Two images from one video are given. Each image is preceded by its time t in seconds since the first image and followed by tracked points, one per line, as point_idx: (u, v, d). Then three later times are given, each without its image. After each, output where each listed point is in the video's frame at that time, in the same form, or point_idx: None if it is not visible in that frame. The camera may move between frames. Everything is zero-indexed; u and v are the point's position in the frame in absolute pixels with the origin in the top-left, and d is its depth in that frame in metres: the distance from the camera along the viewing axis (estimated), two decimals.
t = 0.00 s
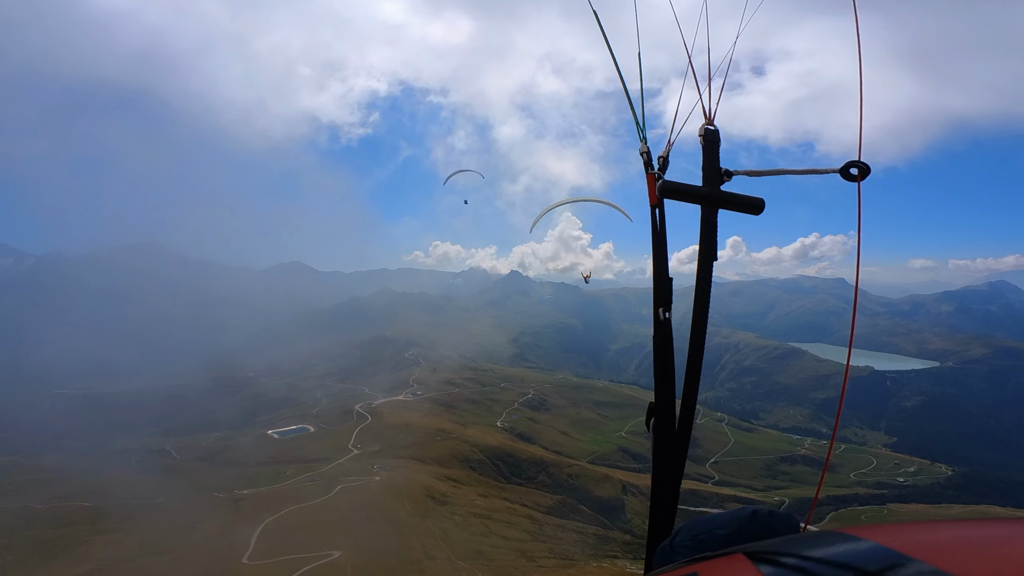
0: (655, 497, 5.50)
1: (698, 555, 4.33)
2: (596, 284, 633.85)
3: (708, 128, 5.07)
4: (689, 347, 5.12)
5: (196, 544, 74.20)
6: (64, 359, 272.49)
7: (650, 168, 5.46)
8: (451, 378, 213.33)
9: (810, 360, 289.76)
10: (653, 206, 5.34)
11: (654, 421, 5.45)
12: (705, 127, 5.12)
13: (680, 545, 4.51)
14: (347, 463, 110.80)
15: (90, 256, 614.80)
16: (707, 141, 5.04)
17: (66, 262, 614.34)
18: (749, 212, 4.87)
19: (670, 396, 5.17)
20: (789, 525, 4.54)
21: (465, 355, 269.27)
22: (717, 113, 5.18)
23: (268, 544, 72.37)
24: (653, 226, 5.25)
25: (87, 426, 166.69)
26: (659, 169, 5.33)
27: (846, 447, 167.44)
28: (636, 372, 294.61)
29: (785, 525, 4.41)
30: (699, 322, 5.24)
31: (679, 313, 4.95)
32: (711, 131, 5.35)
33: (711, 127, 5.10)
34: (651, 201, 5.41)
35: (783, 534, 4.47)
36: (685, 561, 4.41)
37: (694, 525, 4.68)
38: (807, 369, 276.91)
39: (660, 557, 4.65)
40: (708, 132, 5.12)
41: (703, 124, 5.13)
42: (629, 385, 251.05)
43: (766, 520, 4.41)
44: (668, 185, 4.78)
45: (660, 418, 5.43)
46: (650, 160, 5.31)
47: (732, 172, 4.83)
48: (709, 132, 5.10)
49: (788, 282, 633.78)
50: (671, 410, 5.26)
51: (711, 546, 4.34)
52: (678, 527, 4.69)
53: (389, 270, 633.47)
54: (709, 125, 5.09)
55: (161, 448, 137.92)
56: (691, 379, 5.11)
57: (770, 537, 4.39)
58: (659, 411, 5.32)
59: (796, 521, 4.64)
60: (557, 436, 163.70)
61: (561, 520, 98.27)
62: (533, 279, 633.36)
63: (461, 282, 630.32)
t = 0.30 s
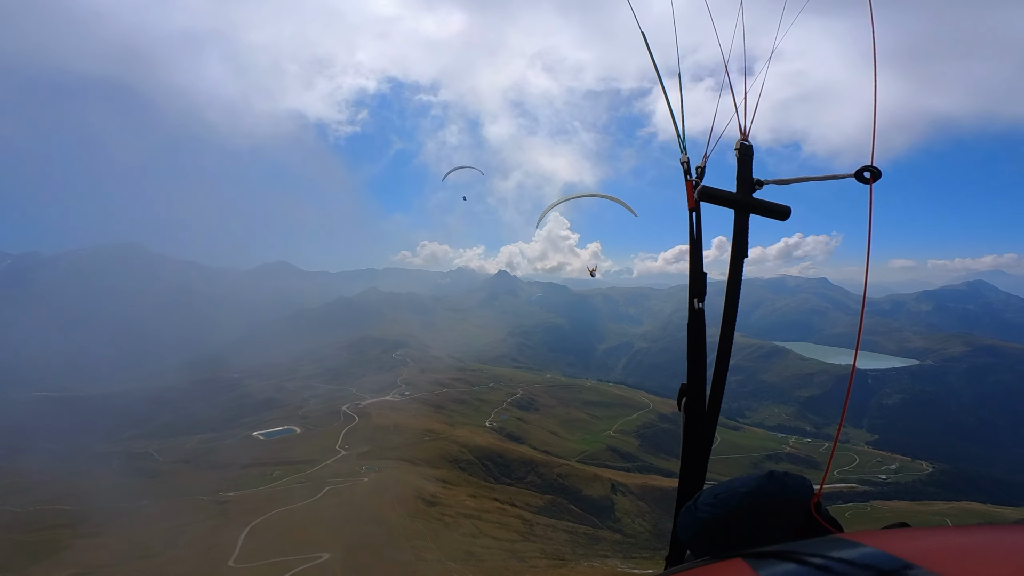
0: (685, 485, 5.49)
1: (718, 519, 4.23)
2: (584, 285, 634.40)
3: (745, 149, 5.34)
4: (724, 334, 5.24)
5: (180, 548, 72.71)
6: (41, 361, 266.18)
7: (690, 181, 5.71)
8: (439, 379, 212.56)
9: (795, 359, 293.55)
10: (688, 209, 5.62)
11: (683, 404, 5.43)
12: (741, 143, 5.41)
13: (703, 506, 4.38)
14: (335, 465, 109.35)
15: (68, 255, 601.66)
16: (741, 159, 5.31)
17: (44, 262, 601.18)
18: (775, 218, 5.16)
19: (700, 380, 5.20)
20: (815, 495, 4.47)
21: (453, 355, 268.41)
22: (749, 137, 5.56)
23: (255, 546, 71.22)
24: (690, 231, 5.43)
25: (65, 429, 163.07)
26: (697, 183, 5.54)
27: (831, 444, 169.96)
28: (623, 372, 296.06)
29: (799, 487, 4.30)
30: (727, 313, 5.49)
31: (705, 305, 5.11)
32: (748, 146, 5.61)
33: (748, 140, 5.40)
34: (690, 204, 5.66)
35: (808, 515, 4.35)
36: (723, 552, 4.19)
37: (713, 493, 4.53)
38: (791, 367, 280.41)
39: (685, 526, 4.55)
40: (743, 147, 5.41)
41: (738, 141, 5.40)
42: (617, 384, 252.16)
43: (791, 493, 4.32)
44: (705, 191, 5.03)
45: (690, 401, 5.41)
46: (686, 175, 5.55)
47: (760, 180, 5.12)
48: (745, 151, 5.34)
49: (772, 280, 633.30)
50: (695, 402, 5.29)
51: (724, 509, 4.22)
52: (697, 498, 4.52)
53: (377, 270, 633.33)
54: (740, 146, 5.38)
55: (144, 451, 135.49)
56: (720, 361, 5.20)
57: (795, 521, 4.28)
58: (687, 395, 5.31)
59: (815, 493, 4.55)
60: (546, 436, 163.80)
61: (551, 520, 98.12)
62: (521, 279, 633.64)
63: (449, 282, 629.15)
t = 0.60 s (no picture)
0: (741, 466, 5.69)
1: (773, 489, 4.45)
2: (572, 286, 634.19)
3: (801, 171, 5.13)
4: (779, 342, 5.18)
5: (164, 551, 71.27)
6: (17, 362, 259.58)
7: (746, 201, 5.43)
8: (428, 380, 211.23)
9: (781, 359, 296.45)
10: (749, 226, 5.25)
11: (739, 394, 5.51)
12: (797, 169, 5.19)
13: (756, 478, 4.58)
14: (324, 467, 108.05)
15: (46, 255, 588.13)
16: (800, 184, 5.12)
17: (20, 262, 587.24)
18: (822, 237, 5.09)
19: (754, 377, 5.34)
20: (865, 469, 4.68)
21: (442, 356, 267.07)
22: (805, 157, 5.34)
23: (242, 549, 70.03)
24: (750, 256, 5.11)
25: (43, 433, 159.38)
26: (753, 199, 5.29)
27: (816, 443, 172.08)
28: (612, 372, 296.76)
29: (846, 460, 4.51)
30: (779, 316, 5.51)
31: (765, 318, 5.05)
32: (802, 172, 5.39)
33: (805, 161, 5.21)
34: (747, 219, 5.33)
35: (855, 486, 4.60)
36: (794, 543, 4.45)
37: (769, 462, 4.69)
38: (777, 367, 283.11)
39: (740, 491, 4.80)
40: (801, 176, 5.20)
41: (794, 168, 5.16)
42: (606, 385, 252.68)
43: (846, 475, 4.48)
44: (767, 210, 4.88)
45: (747, 394, 5.46)
46: (744, 193, 5.27)
47: (818, 207, 4.95)
48: (804, 174, 5.13)
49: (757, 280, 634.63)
50: (748, 404, 5.35)
51: (775, 479, 4.44)
52: (748, 468, 4.72)
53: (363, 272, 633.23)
54: (797, 170, 5.16)
55: (126, 453, 132.81)
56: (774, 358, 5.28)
57: (856, 505, 4.48)
58: (742, 389, 5.39)
59: (865, 471, 4.76)
60: (536, 436, 163.55)
61: (542, 521, 98.16)
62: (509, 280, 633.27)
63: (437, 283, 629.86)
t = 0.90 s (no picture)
0: (748, 472, 5.86)
1: (773, 493, 4.50)
2: (562, 287, 634.70)
3: (828, 215, 5.16)
4: (792, 365, 5.24)
5: (152, 555, 70.01)
6: None
7: (775, 234, 5.45)
8: (418, 382, 210.23)
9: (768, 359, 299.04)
10: (775, 261, 5.31)
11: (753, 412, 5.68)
12: (822, 213, 5.23)
13: (758, 483, 4.63)
14: (313, 470, 106.76)
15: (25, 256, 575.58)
16: (827, 228, 5.15)
17: None
18: (841, 274, 5.14)
19: (770, 395, 5.48)
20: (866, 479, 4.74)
21: (431, 358, 265.93)
22: (833, 200, 5.37)
23: (230, 554, 68.83)
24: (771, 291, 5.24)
25: (22, 437, 155.53)
26: (782, 236, 5.28)
27: (804, 443, 173.57)
28: (602, 374, 297.56)
29: (839, 469, 4.54)
30: (795, 341, 5.55)
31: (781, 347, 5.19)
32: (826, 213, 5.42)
33: (833, 208, 5.22)
34: (773, 257, 5.37)
35: (853, 489, 4.66)
36: (785, 541, 4.56)
37: (769, 471, 4.77)
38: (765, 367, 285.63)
39: (741, 492, 4.84)
40: (825, 219, 5.22)
41: (822, 212, 5.20)
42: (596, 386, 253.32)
43: (845, 489, 4.56)
44: (794, 248, 4.95)
45: (758, 414, 5.54)
46: (771, 224, 5.28)
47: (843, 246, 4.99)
48: (833, 220, 5.16)
49: (745, 281, 632.09)
50: (762, 425, 5.47)
51: (780, 481, 4.48)
52: (752, 477, 4.75)
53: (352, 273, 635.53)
54: (824, 214, 5.17)
55: (109, 457, 130.15)
56: (786, 383, 5.42)
57: (848, 509, 4.53)
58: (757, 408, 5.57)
59: (859, 478, 4.76)
60: (527, 438, 163.42)
61: (533, 522, 97.85)
62: (499, 282, 632.93)
63: (426, 284, 631.27)
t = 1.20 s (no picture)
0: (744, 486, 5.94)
1: (785, 496, 4.55)
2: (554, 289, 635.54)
3: (855, 245, 5.17)
4: (800, 386, 5.31)
5: (140, 560, 68.91)
6: None
7: (796, 257, 5.51)
8: (411, 384, 209.60)
9: (759, 360, 301.22)
10: (794, 287, 5.37)
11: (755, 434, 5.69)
12: (854, 240, 5.25)
13: (764, 495, 4.71)
14: (305, 473, 105.77)
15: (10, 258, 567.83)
16: (854, 257, 5.14)
17: None
18: (862, 305, 5.21)
19: (771, 417, 5.50)
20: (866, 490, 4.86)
21: (424, 360, 265.28)
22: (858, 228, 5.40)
23: (222, 559, 67.81)
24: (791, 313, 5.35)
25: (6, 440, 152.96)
26: (805, 261, 5.25)
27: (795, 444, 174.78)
28: (594, 376, 298.25)
29: (837, 485, 4.61)
30: (806, 362, 5.58)
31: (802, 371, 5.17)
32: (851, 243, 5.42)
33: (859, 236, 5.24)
34: (796, 279, 5.42)
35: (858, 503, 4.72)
36: (778, 546, 4.62)
37: (769, 481, 4.84)
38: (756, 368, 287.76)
39: (742, 500, 4.91)
40: (852, 249, 5.24)
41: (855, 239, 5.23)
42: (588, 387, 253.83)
43: (848, 498, 4.65)
44: (819, 270, 5.01)
45: (768, 428, 5.62)
46: (796, 250, 5.29)
47: (864, 278, 5.06)
48: (861, 247, 5.20)
49: (736, 282, 632.89)
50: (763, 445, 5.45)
51: (781, 493, 4.58)
52: (760, 481, 4.80)
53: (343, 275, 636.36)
54: (850, 243, 5.19)
55: (96, 461, 128.33)
56: (796, 399, 5.44)
57: (838, 522, 4.68)
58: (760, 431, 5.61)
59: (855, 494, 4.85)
60: (520, 439, 163.30)
61: (528, 524, 97.53)
62: (491, 284, 633.17)
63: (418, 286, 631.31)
